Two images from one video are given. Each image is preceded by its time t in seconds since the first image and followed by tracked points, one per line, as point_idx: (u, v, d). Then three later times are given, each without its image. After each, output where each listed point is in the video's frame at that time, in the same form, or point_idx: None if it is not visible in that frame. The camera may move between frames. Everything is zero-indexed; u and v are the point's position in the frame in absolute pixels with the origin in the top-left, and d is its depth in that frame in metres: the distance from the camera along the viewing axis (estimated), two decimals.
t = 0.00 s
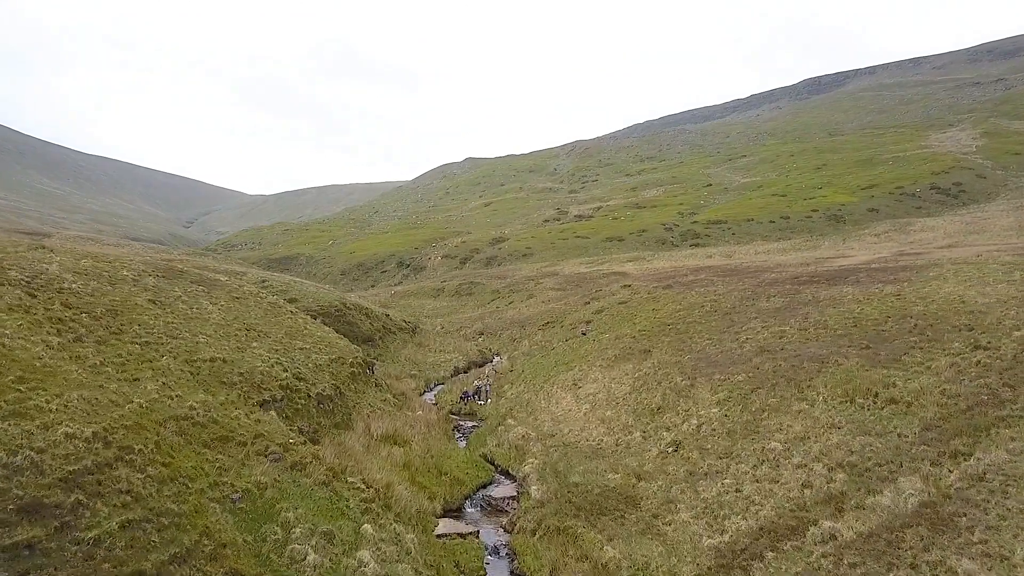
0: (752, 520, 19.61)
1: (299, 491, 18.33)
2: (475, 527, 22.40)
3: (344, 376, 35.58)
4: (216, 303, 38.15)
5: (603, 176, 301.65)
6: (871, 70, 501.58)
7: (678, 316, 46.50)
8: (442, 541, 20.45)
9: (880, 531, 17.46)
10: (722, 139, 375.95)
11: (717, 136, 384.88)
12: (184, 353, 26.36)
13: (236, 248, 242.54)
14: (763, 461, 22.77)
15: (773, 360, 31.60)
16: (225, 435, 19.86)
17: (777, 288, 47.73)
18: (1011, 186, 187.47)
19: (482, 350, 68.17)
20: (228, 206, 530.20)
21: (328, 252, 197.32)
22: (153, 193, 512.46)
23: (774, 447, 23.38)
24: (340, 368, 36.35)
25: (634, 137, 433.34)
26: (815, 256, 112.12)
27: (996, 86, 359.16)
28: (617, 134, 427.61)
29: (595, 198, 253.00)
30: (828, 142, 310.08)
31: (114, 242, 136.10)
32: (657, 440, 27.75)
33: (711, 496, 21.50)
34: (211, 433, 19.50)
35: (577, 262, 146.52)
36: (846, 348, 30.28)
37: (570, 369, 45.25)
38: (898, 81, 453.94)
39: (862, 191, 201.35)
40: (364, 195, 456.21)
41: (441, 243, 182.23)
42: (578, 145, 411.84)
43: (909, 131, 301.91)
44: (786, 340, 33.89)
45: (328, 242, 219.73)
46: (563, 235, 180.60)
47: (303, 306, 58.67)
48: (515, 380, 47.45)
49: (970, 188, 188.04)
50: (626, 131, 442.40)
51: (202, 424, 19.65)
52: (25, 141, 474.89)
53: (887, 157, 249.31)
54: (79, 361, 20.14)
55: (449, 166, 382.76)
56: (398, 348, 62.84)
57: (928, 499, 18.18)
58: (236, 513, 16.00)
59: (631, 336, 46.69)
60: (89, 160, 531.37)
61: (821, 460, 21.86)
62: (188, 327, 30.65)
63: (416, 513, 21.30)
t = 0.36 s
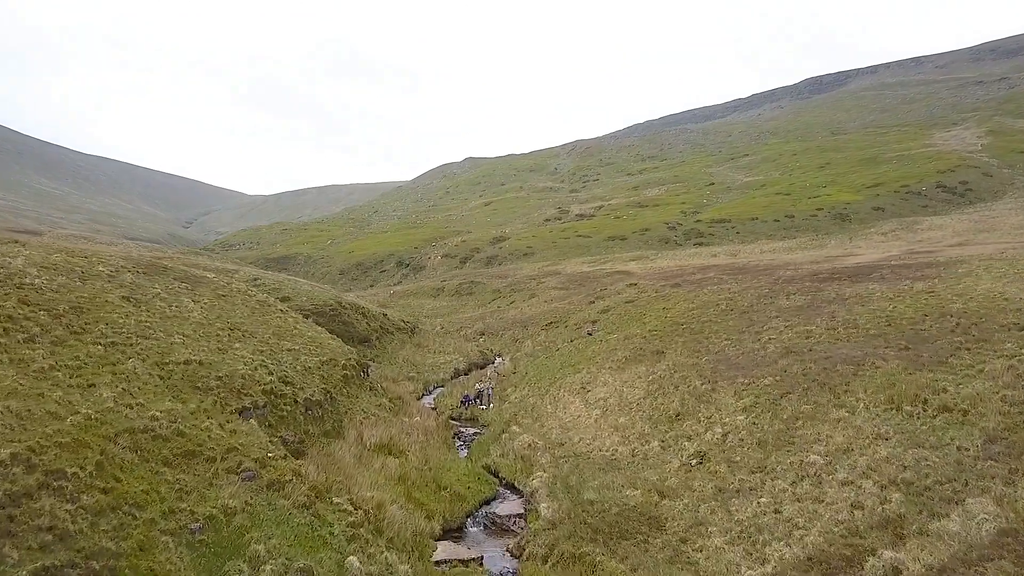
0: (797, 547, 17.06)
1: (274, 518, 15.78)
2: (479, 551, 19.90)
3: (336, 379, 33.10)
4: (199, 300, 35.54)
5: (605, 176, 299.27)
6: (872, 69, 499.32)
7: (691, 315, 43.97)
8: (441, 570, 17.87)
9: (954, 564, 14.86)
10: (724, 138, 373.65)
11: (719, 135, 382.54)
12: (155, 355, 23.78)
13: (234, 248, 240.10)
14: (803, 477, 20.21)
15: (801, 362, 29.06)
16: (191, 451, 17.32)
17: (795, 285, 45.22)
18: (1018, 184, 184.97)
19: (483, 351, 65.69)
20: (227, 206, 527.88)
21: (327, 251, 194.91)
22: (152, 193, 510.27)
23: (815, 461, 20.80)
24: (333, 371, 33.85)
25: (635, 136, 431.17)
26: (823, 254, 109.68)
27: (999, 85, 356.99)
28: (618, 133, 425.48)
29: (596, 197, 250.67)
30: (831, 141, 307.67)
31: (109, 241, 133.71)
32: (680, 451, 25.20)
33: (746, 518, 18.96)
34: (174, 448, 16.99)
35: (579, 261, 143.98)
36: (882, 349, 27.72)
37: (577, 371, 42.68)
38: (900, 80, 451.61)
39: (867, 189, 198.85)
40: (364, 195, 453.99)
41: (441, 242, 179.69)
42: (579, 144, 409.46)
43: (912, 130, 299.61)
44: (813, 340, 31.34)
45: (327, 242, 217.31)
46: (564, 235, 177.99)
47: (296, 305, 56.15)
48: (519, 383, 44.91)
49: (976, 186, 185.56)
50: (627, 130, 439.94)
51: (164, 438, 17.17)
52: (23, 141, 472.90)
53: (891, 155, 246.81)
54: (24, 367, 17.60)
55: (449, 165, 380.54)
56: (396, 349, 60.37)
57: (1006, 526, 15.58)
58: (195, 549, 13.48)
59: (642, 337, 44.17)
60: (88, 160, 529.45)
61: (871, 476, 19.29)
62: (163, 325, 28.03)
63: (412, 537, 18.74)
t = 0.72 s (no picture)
0: None
1: (237, 558, 13.22)
2: None
3: (327, 383, 30.52)
4: (179, 297, 32.98)
5: (606, 175, 296.74)
6: (874, 69, 496.53)
7: (706, 315, 41.39)
8: None
9: None
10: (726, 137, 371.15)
11: (720, 134, 379.81)
12: (118, 357, 21.23)
13: (231, 247, 237.51)
14: (855, 499, 17.61)
15: (835, 364, 26.57)
16: (144, 471, 14.78)
17: (816, 282, 42.65)
18: None
19: (484, 352, 63.21)
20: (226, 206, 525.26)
21: (325, 251, 192.35)
22: (151, 193, 507.77)
23: (867, 479, 18.21)
24: (323, 373, 31.27)
25: (636, 135, 428.93)
26: (832, 253, 107.01)
27: (1003, 83, 354.58)
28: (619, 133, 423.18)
29: (598, 196, 248.10)
30: (834, 140, 305.08)
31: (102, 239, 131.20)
32: (706, 465, 22.67)
33: (792, 547, 16.38)
34: (123, 469, 14.44)
35: (581, 260, 141.33)
36: (927, 350, 25.17)
37: (585, 374, 40.14)
38: (902, 79, 448.95)
39: (872, 188, 196.20)
40: (364, 195, 451.58)
41: (441, 241, 177.12)
42: (579, 144, 406.83)
43: (915, 128, 296.95)
44: (845, 340, 28.83)
45: (325, 241, 214.61)
46: (565, 234, 175.32)
47: (289, 304, 53.64)
48: (523, 386, 42.35)
49: (983, 185, 182.98)
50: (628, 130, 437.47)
51: (112, 457, 14.64)
52: (21, 140, 470.22)
53: (895, 154, 244.24)
54: None
55: (449, 165, 378.03)
56: (393, 349, 57.77)
57: None
58: None
59: (653, 337, 41.64)
60: (87, 159, 527.53)
61: (935, 499, 16.71)
62: (134, 323, 25.44)
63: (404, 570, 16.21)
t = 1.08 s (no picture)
0: None
1: None
2: None
3: (315, 388, 27.95)
4: (156, 294, 30.38)
5: (607, 174, 294.25)
6: (875, 68, 493.57)
7: (723, 314, 38.84)
8: None
9: None
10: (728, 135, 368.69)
11: (722, 133, 377.11)
12: (72, 360, 18.70)
13: (229, 247, 234.98)
14: (924, 525, 15.06)
15: (876, 367, 24.00)
16: (74, 501, 12.41)
17: (840, 278, 40.06)
18: None
19: (486, 353, 60.67)
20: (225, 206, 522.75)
21: (323, 250, 189.89)
22: (150, 192, 505.77)
23: (934, 502, 15.66)
24: (312, 377, 28.72)
25: (637, 135, 426.71)
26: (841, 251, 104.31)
27: (1006, 82, 352.36)
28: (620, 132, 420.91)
29: (599, 195, 245.52)
30: (837, 138, 302.65)
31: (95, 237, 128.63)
32: (740, 482, 20.10)
33: None
34: (49, 500, 12.04)
35: (584, 259, 138.66)
36: (981, 352, 22.60)
37: (593, 377, 37.56)
38: (904, 78, 446.19)
39: (877, 186, 193.53)
40: (363, 194, 449.30)
41: (440, 241, 174.53)
42: (580, 143, 404.36)
43: (919, 127, 294.43)
44: (884, 340, 26.27)
45: (324, 240, 212.01)
46: (566, 232, 172.66)
47: (281, 303, 51.14)
48: (528, 390, 39.80)
49: (990, 183, 180.47)
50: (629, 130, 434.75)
51: (38, 484, 12.26)
52: (19, 139, 468.12)
53: (900, 152, 241.68)
54: None
55: (449, 164, 375.64)
56: (389, 351, 55.19)
57: None
58: None
59: (667, 338, 39.04)
60: (86, 159, 525.35)
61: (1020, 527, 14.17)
62: (97, 321, 22.91)
63: None
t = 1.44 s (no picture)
0: None
1: None
2: None
3: (301, 393, 25.38)
4: (127, 290, 27.70)
5: (608, 173, 291.78)
6: (877, 67, 491.27)
7: (742, 313, 36.26)
8: None
9: None
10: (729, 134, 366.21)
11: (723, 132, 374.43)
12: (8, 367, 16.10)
13: (226, 246, 232.32)
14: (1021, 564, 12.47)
15: (928, 371, 21.41)
16: None
17: (867, 274, 37.46)
18: None
19: (487, 354, 58.10)
20: (224, 206, 520.05)
21: (322, 249, 187.28)
22: (149, 192, 503.26)
23: None
24: (298, 381, 26.15)
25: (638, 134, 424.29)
26: (850, 249, 101.84)
27: (1009, 80, 349.93)
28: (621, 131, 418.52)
29: (600, 194, 242.95)
30: (840, 137, 300.21)
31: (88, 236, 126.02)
32: (781, 503, 17.55)
33: None
34: None
35: (586, 258, 136.03)
36: None
37: (603, 380, 35.09)
38: (906, 77, 443.68)
39: (882, 185, 191.01)
40: (363, 194, 446.84)
41: (440, 240, 171.89)
42: (581, 142, 401.79)
43: (922, 125, 291.93)
44: (931, 341, 23.68)
45: (323, 240, 209.34)
46: (568, 231, 170.09)
47: (271, 301, 48.53)
48: (533, 395, 37.21)
49: (997, 181, 177.92)
50: (630, 129, 432.29)
51: None
52: (17, 139, 465.57)
53: (904, 150, 239.27)
54: None
55: (450, 164, 373.07)
56: (386, 352, 52.67)
57: None
58: None
59: (681, 339, 36.51)
60: (84, 159, 522.89)
61: None
62: (49, 320, 20.28)
63: None
